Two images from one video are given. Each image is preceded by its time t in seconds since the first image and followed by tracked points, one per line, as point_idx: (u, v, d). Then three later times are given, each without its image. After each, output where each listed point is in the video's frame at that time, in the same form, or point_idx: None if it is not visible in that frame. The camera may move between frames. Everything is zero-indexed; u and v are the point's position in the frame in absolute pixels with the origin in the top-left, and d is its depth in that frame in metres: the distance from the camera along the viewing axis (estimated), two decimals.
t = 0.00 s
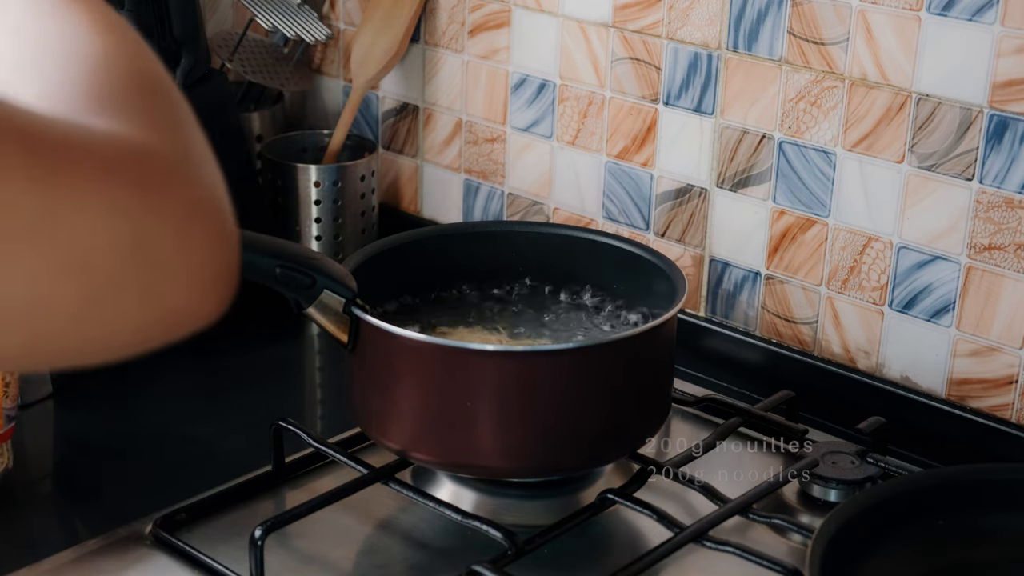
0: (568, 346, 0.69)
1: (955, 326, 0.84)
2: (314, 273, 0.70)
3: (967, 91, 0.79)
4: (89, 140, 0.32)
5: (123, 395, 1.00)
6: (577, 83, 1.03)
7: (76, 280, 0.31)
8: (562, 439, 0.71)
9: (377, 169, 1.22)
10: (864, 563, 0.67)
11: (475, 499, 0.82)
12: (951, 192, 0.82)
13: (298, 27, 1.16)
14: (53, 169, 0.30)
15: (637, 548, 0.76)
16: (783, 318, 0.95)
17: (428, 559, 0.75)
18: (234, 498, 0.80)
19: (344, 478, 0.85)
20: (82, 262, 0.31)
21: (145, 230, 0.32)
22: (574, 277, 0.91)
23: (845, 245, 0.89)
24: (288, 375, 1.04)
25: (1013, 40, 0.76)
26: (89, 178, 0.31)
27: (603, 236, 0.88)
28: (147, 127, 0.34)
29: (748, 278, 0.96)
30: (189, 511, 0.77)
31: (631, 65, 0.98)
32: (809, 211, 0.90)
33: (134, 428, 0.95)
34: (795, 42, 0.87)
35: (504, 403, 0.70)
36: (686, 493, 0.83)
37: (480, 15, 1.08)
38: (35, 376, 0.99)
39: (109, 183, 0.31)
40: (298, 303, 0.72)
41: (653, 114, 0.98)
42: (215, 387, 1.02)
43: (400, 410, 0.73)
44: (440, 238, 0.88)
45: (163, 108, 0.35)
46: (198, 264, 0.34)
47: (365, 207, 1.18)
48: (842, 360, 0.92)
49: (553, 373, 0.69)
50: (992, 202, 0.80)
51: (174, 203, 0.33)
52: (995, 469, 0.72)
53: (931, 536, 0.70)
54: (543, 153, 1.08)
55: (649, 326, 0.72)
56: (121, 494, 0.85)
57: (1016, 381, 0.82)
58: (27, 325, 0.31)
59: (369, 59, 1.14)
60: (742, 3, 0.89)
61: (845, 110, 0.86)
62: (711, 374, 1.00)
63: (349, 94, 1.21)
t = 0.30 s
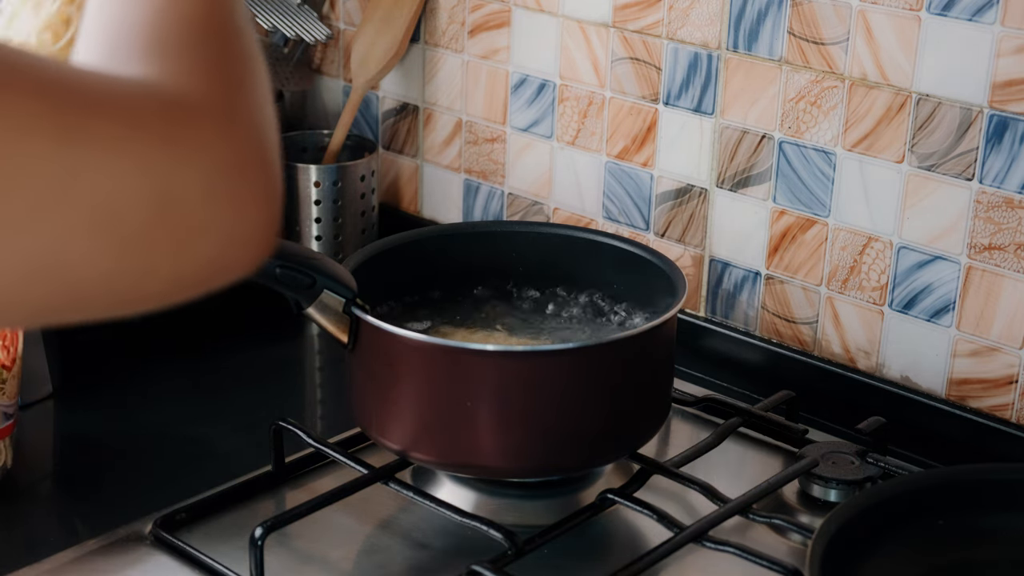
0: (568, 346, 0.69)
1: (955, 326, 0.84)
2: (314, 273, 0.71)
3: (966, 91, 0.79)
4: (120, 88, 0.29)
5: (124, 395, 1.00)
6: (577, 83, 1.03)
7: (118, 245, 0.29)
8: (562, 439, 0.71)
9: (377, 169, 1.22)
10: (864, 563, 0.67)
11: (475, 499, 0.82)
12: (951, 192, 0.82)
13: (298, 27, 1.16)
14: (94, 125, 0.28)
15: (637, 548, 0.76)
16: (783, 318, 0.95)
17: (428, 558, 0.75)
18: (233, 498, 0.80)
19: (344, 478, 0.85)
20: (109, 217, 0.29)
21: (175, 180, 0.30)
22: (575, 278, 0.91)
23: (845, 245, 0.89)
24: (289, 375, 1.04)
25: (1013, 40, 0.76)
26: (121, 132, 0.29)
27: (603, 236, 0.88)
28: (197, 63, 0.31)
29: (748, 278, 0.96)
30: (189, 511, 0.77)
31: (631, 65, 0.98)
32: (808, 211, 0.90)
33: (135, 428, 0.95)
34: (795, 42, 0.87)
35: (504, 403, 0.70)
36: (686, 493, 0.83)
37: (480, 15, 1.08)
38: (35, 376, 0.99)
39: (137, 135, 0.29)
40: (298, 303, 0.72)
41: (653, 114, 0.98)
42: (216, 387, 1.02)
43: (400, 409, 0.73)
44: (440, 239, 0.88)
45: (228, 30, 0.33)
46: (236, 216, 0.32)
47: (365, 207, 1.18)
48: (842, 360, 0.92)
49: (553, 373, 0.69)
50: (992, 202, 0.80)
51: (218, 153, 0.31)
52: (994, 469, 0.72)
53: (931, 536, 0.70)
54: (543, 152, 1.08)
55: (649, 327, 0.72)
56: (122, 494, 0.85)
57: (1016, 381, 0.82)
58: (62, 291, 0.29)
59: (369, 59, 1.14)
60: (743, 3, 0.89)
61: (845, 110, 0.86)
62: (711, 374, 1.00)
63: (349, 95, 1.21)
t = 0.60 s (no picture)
0: (568, 346, 0.69)
1: (955, 326, 0.84)
2: (314, 274, 0.71)
3: (967, 91, 0.79)
4: (152, 104, 0.32)
5: (124, 395, 1.00)
6: (577, 83, 1.03)
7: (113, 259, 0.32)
8: (562, 439, 0.71)
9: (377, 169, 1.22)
10: (864, 563, 0.67)
11: (475, 499, 0.82)
12: (951, 192, 0.82)
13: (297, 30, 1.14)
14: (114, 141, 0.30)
15: (637, 548, 0.76)
16: (783, 318, 0.95)
17: (428, 558, 0.75)
18: (233, 498, 0.80)
19: (344, 478, 0.85)
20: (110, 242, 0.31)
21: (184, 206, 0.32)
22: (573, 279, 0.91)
23: (845, 245, 0.89)
24: (288, 375, 1.04)
25: (1013, 40, 0.76)
26: (136, 148, 0.31)
27: (603, 236, 0.88)
28: (256, 87, 0.33)
29: (748, 278, 0.96)
30: (189, 511, 0.77)
31: (631, 65, 0.98)
32: (808, 211, 0.90)
33: (135, 428, 0.95)
34: (795, 42, 0.87)
35: (504, 403, 0.70)
36: (686, 493, 0.83)
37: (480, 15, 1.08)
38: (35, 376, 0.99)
39: (152, 152, 0.31)
40: (299, 304, 0.73)
41: (653, 115, 0.98)
42: (215, 388, 1.01)
43: (400, 409, 0.73)
44: (440, 240, 0.88)
45: (318, 50, 0.34)
46: (242, 247, 0.35)
47: (365, 207, 1.18)
48: (842, 360, 0.92)
49: (554, 373, 0.69)
50: (992, 202, 0.80)
51: (239, 171, 0.33)
52: (994, 468, 0.72)
53: (931, 536, 0.70)
54: (543, 152, 1.08)
55: (650, 326, 0.72)
56: (121, 494, 0.85)
57: (1016, 381, 0.82)
58: (58, 307, 0.31)
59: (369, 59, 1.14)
60: (743, 3, 0.89)
61: (845, 110, 0.86)
62: (711, 374, 1.00)
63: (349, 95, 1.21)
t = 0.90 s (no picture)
0: (568, 346, 0.69)
1: (955, 326, 0.84)
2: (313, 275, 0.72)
3: (967, 91, 0.79)
4: (170, 150, 0.36)
5: (123, 395, 1.00)
6: (577, 83, 1.03)
7: (115, 281, 0.35)
8: (562, 439, 0.71)
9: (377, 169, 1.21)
10: (864, 563, 0.67)
11: (475, 499, 0.82)
12: (951, 192, 0.82)
13: (298, 27, 1.17)
14: (122, 176, 0.34)
15: (637, 548, 0.76)
16: (783, 318, 0.95)
17: (428, 558, 0.75)
18: (234, 498, 0.80)
19: (344, 478, 0.85)
20: (106, 260, 0.34)
21: (184, 241, 0.36)
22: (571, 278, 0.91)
23: (845, 245, 0.89)
24: (289, 375, 1.04)
25: (1013, 40, 0.76)
26: (144, 181, 0.34)
27: (603, 236, 0.89)
28: (267, 157, 0.38)
29: (748, 278, 0.96)
30: (189, 511, 0.77)
31: (631, 65, 0.98)
32: (808, 211, 0.90)
33: (134, 428, 0.95)
34: (795, 42, 0.87)
35: (504, 403, 0.70)
36: (686, 493, 0.83)
37: (480, 15, 1.08)
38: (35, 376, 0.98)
39: (160, 192, 0.35)
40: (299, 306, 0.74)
41: (653, 115, 0.98)
42: (215, 388, 1.02)
43: (400, 410, 0.73)
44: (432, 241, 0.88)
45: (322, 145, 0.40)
46: (226, 291, 0.38)
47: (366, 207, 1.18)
48: (842, 360, 0.92)
49: (553, 373, 0.69)
50: (992, 202, 0.80)
51: (239, 213, 0.37)
52: (994, 468, 0.72)
53: (931, 536, 0.70)
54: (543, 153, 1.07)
55: (650, 326, 0.72)
56: (121, 495, 0.85)
57: (1016, 381, 0.82)
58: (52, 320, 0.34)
59: (369, 59, 1.15)
60: (743, 3, 0.89)
61: (845, 110, 0.86)
62: (711, 374, 1.00)
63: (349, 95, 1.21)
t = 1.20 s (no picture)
0: (568, 346, 0.69)
1: (955, 326, 0.84)
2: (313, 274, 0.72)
3: (967, 91, 0.79)
4: (180, 148, 0.36)
5: (123, 395, 1.00)
6: (576, 83, 1.03)
7: (125, 275, 0.35)
8: (562, 439, 0.71)
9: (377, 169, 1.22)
10: (864, 563, 0.67)
11: (475, 499, 0.82)
12: (951, 192, 0.82)
13: (298, 27, 1.17)
14: (132, 169, 0.34)
15: (637, 548, 0.76)
16: (783, 318, 0.95)
17: (428, 558, 0.75)
18: (234, 498, 0.80)
19: (344, 478, 0.85)
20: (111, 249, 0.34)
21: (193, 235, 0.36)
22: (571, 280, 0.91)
23: (845, 245, 0.89)
24: (289, 375, 1.04)
25: (1013, 40, 0.76)
26: (153, 176, 0.34)
27: (603, 236, 0.89)
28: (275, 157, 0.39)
29: (748, 278, 0.96)
30: (189, 511, 0.77)
31: (631, 65, 0.98)
32: (808, 211, 0.90)
33: (134, 428, 0.95)
34: (795, 42, 0.87)
35: (504, 403, 0.70)
36: (686, 493, 0.83)
37: (480, 15, 1.08)
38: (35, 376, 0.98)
39: (172, 187, 0.35)
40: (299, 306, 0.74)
41: (653, 114, 0.98)
42: (215, 388, 1.02)
43: (400, 410, 0.73)
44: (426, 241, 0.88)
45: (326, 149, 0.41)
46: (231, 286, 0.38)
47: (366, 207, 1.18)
48: (842, 360, 0.92)
49: (553, 374, 0.69)
50: (992, 202, 0.80)
51: (246, 209, 0.37)
52: (994, 469, 0.72)
53: (931, 536, 0.70)
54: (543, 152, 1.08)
55: (650, 326, 0.72)
56: (121, 494, 0.85)
57: (1016, 381, 0.82)
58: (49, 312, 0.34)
59: (369, 59, 1.15)
60: (742, 3, 0.89)
61: (845, 110, 0.86)
62: (711, 374, 1.00)
63: (349, 95, 1.21)
